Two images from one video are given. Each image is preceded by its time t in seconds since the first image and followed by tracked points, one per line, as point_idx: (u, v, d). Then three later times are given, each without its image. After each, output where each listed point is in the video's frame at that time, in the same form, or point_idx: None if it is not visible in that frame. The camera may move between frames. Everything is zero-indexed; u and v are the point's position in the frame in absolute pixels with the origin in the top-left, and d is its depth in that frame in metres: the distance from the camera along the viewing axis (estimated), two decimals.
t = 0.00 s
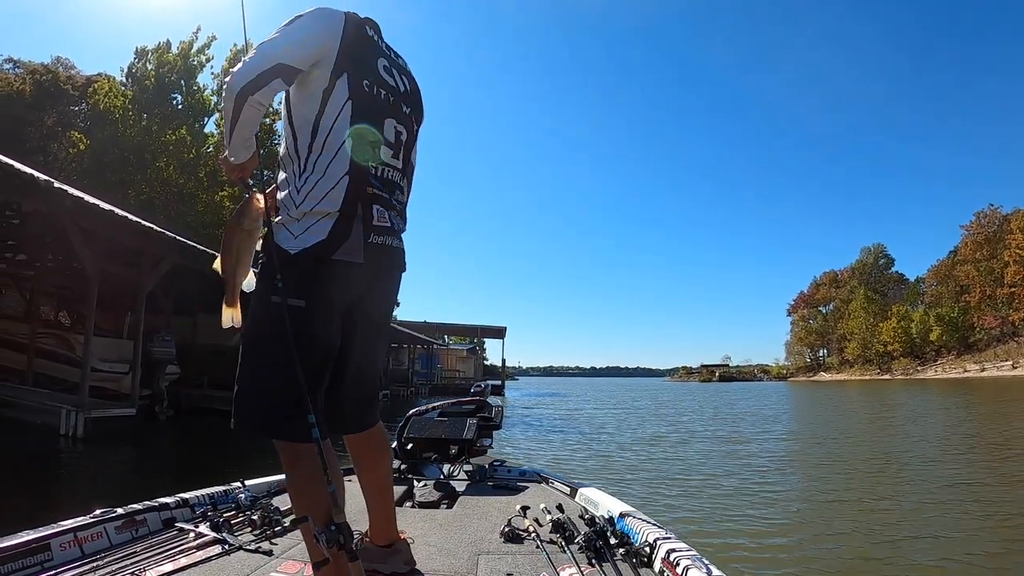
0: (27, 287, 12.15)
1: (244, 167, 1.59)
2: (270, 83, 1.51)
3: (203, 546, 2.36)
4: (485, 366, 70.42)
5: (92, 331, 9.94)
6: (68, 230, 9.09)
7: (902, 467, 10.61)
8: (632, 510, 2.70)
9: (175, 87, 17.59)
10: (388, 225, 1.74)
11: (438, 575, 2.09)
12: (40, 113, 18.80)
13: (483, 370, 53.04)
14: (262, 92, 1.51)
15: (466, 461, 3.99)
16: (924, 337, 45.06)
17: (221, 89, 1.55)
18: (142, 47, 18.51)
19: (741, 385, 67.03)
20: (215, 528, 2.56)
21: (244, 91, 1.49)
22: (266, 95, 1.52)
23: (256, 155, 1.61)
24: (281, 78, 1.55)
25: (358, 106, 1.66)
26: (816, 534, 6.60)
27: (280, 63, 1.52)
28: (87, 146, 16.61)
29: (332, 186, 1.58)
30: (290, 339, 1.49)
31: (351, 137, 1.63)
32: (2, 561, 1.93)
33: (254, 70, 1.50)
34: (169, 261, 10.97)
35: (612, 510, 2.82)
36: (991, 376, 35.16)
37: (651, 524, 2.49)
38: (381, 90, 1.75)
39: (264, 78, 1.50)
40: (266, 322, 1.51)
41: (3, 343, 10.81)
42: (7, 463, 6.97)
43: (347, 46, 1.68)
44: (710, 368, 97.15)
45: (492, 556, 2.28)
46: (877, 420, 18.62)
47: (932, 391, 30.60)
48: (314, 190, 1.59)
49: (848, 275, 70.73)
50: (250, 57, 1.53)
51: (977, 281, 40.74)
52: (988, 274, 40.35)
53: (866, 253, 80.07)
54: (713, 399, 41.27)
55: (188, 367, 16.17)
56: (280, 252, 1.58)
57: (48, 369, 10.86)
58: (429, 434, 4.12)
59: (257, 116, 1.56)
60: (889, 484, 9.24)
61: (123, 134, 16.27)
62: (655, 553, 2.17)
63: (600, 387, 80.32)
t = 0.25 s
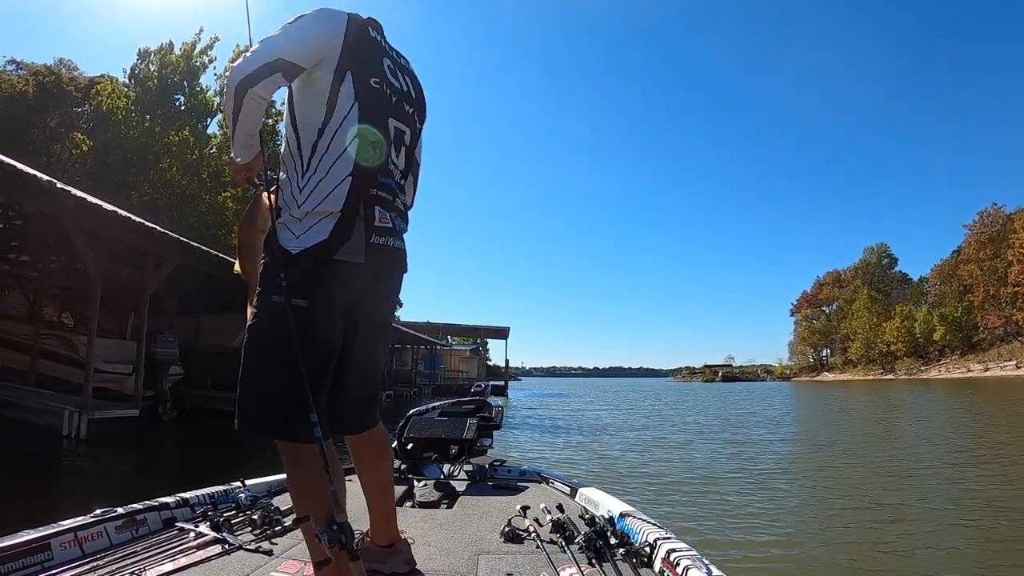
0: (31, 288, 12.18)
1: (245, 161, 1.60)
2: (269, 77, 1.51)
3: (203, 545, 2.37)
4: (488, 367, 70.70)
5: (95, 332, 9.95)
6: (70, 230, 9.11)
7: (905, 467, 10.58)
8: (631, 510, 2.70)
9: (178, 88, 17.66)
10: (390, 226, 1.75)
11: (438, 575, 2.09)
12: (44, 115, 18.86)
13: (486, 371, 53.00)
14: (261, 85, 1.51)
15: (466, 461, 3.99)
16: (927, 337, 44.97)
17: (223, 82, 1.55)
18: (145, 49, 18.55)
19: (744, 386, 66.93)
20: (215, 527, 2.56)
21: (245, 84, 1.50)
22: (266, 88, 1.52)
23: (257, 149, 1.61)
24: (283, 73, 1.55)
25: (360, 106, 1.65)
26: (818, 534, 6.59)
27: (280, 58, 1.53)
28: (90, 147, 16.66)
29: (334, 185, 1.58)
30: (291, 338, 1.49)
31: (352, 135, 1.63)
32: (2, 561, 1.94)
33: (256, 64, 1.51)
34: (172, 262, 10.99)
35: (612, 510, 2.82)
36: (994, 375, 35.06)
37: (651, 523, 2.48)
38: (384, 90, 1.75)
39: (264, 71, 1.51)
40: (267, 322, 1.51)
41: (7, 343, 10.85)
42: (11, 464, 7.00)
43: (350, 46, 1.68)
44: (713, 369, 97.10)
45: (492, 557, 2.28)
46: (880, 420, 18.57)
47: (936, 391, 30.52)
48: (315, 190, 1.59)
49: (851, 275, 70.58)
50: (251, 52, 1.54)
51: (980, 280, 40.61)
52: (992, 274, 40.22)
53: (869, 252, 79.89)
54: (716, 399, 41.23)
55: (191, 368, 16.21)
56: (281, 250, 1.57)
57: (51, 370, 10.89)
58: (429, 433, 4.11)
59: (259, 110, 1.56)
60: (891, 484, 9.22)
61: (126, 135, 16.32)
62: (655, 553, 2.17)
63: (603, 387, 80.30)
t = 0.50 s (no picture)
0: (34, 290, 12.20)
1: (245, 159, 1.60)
2: (267, 74, 1.51)
3: (203, 545, 2.37)
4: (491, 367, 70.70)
5: (98, 333, 9.97)
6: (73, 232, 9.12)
7: (907, 466, 10.55)
8: (631, 510, 2.70)
9: (180, 89, 17.68)
10: (390, 226, 1.75)
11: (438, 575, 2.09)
12: (46, 117, 18.90)
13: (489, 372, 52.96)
14: (259, 82, 1.51)
15: (466, 462, 3.99)
16: (930, 336, 44.84)
17: (222, 78, 1.56)
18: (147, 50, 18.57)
19: (747, 385, 66.83)
20: (215, 527, 2.56)
21: (244, 80, 1.50)
22: (264, 85, 1.53)
23: (258, 146, 1.61)
24: (282, 73, 1.55)
25: (359, 105, 1.66)
26: (820, 534, 6.58)
27: (279, 56, 1.53)
28: (93, 149, 16.70)
29: (332, 184, 1.58)
30: (290, 338, 1.49)
31: (352, 135, 1.63)
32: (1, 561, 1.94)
33: (255, 63, 1.51)
34: (174, 263, 11.00)
35: (612, 510, 2.82)
36: (998, 375, 34.93)
37: (651, 523, 2.48)
38: (384, 90, 1.75)
39: (263, 68, 1.51)
40: (267, 322, 1.51)
41: (10, 345, 10.88)
42: (14, 464, 7.02)
43: (349, 46, 1.68)
44: (715, 368, 96.93)
45: (492, 557, 2.28)
46: (883, 420, 18.53)
47: (940, 390, 30.43)
48: (314, 190, 1.59)
49: (854, 274, 70.46)
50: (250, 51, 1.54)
51: (983, 280, 40.47)
52: (995, 273, 40.05)
53: (872, 252, 79.71)
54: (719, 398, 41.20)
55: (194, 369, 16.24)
56: (280, 250, 1.57)
57: (53, 371, 10.91)
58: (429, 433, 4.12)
59: (258, 106, 1.56)
60: (893, 483, 9.21)
61: (128, 137, 16.35)
62: (655, 553, 2.17)
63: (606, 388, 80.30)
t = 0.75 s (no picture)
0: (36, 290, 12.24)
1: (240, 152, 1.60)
2: (263, 70, 1.51)
3: (203, 545, 2.37)
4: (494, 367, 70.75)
5: (100, 333, 9.99)
6: (75, 232, 9.14)
7: (910, 467, 10.53)
8: (631, 510, 2.70)
9: (182, 90, 17.71)
10: (390, 226, 1.75)
11: (438, 575, 2.09)
12: (49, 117, 18.94)
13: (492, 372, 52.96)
14: (254, 76, 1.51)
15: (465, 462, 3.99)
16: (934, 336, 44.73)
17: (217, 71, 1.56)
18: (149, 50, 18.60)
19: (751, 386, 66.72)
20: (215, 527, 2.57)
21: (241, 76, 1.51)
22: (259, 80, 1.53)
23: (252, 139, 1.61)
24: (280, 70, 1.55)
25: (359, 104, 1.65)
26: (822, 534, 6.56)
27: (278, 54, 1.53)
28: (95, 149, 16.74)
29: (330, 183, 1.58)
30: (290, 337, 1.49)
31: (351, 134, 1.62)
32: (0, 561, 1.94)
33: (250, 58, 1.52)
34: (176, 263, 11.02)
35: (612, 511, 2.81)
36: (1002, 375, 34.79)
37: (651, 523, 2.48)
38: (385, 91, 1.75)
39: (258, 63, 1.51)
40: (266, 321, 1.52)
41: (13, 345, 10.92)
42: (15, 465, 7.05)
43: (349, 46, 1.68)
44: (719, 368, 96.77)
45: (492, 557, 2.28)
46: (886, 420, 18.47)
47: (944, 390, 30.32)
48: (314, 189, 1.58)
49: (857, 273, 70.25)
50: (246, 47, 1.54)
51: (987, 279, 40.30)
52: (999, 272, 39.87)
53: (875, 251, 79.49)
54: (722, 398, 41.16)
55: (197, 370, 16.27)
56: (279, 249, 1.57)
57: (56, 372, 10.94)
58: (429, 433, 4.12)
59: (252, 100, 1.57)
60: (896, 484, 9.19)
61: (131, 137, 16.38)
62: (655, 553, 2.17)
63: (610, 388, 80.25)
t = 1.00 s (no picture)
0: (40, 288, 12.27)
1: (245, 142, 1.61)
2: (271, 65, 1.52)
3: (203, 545, 2.38)
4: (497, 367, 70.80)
5: (103, 332, 10.01)
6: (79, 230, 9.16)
7: (913, 468, 10.50)
8: (632, 510, 2.70)
9: (186, 88, 17.73)
10: (394, 224, 1.75)
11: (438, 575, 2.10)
12: (53, 115, 19.00)
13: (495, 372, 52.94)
14: (261, 72, 1.53)
15: (465, 462, 4.00)
16: (938, 338, 44.63)
17: (224, 65, 1.57)
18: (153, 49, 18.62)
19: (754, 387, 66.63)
20: (215, 528, 2.57)
21: (248, 71, 1.51)
22: (265, 75, 1.53)
23: (258, 132, 1.62)
24: (287, 68, 1.56)
25: (363, 102, 1.66)
26: (823, 536, 6.55)
27: (285, 52, 1.54)
28: (100, 147, 16.77)
29: (335, 180, 1.58)
30: (292, 334, 1.50)
31: (355, 132, 1.63)
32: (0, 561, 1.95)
33: (258, 53, 1.53)
34: (180, 261, 11.04)
35: (612, 510, 2.81)
36: (1006, 377, 34.66)
37: (651, 523, 2.48)
38: (390, 89, 1.75)
39: (265, 59, 1.52)
40: (268, 319, 1.52)
41: (16, 343, 10.96)
42: (15, 464, 6.94)
43: (355, 45, 1.68)
44: (722, 369, 96.63)
45: (492, 557, 2.28)
46: (889, 421, 18.43)
47: (947, 392, 30.23)
48: (319, 186, 1.59)
49: (861, 275, 70.01)
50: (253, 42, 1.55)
51: (991, 280, 40.13)
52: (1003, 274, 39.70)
53: (879, 252, 79.25)
54: (727, 400, 40.96)
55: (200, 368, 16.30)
56: (283, 246, 1.57)
57: (59, 369, 10.97)
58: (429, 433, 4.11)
59: (257, 95, 1.57)
60: (899, 485, 9.16)
61: (135, 136, 16.41)
62: (655, 553, 2.17)
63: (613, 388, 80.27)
